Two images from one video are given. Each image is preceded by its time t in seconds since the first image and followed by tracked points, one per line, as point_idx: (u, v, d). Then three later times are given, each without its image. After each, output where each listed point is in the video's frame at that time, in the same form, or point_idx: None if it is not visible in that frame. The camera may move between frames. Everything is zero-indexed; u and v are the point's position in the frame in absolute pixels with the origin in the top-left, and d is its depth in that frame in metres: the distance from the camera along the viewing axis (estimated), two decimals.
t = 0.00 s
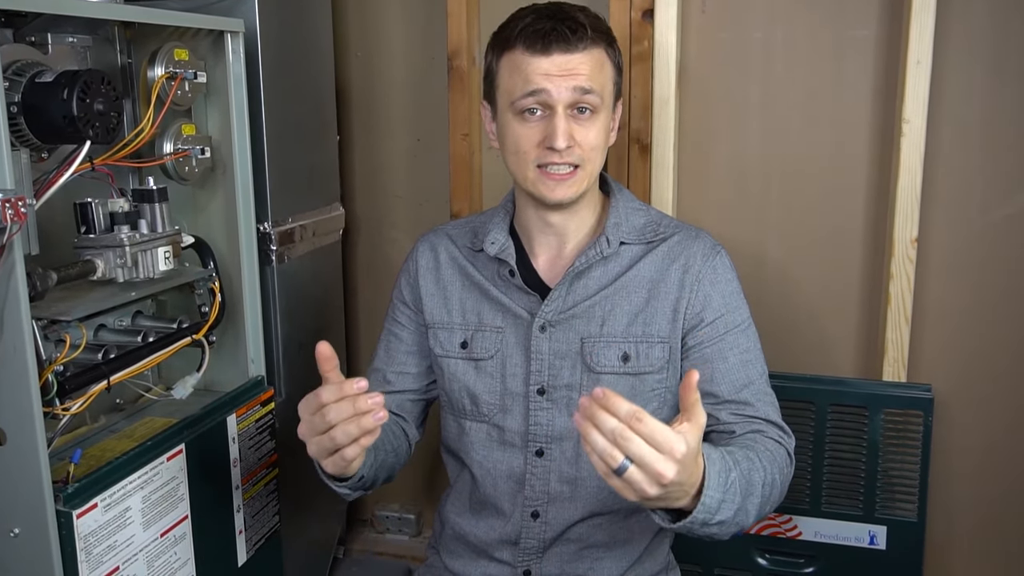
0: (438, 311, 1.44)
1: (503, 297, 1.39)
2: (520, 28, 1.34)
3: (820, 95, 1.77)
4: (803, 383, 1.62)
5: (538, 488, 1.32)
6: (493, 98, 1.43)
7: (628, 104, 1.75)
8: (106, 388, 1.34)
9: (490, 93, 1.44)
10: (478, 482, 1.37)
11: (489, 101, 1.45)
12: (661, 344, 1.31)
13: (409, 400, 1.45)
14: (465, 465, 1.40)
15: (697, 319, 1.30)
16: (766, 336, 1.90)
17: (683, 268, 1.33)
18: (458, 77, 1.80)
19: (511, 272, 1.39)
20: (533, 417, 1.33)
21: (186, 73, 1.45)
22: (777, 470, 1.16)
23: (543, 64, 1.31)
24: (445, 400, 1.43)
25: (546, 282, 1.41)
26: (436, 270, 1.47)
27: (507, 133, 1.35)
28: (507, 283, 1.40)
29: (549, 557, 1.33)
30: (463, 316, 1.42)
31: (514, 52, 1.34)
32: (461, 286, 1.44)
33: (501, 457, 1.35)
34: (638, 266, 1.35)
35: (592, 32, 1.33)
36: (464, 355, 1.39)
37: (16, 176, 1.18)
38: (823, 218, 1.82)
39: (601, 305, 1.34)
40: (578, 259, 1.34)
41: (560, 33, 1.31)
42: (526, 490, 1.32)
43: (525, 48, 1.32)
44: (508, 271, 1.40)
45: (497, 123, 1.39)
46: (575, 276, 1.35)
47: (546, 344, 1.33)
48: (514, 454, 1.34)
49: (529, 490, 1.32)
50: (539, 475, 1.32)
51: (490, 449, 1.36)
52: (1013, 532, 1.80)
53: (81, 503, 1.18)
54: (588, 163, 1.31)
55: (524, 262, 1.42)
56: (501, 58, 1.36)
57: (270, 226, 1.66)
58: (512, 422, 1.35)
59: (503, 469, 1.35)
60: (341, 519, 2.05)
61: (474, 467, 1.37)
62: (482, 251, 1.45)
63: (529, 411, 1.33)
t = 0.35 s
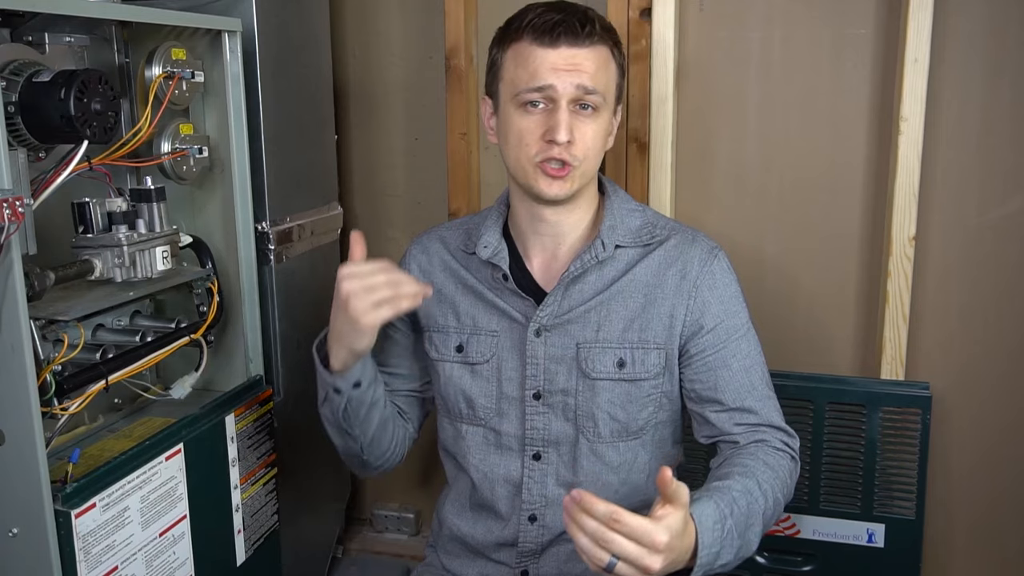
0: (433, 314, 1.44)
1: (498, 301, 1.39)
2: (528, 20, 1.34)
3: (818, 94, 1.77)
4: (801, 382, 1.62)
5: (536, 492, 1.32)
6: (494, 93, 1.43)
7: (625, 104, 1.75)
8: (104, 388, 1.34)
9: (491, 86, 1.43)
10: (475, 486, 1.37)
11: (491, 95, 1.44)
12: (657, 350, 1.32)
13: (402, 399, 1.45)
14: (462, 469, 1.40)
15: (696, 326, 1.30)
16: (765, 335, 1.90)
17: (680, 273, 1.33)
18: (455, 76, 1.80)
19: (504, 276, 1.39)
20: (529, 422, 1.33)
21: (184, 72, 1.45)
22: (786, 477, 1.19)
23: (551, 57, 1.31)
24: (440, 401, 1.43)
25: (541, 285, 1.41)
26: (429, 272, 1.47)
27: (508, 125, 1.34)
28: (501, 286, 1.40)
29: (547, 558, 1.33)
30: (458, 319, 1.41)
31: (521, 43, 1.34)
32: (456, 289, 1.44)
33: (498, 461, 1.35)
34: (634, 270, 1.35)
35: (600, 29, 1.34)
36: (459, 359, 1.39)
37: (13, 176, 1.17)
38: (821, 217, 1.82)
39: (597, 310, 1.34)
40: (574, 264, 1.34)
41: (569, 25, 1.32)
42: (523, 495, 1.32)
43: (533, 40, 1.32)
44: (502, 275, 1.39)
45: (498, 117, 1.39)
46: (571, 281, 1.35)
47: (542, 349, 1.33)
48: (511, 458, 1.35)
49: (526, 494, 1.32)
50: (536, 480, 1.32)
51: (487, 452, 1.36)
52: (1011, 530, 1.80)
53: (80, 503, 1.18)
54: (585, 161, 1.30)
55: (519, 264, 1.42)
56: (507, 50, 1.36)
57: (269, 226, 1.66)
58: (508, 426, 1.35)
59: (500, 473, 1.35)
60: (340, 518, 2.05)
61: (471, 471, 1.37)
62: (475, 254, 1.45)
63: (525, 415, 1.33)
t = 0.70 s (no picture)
0: (432, 314, 1.43)
1: (499, 302, 1.39)
2: (542, 26, 1.34)
3: (817, 95, 1.78)
4: (801, 382, 1.62)
5: (536, 494, 1.33)
6: (506, 94, 1.42)
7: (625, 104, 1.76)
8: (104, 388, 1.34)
9: (503, 88, 1.43)
10: (473, 487, 1.36)
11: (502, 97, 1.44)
12: (660, 353, 1.32)
13: (400, 397, 1.43)
14: (460, 469, 1.40)
15: (696, 330, 1.31)
16: (764, 335, 1.90)
17: (683, 277, 1.34)
18: (455, 77, 1.80)
19: (508, 277, 1.39)
20: (530, 423, 1.33)
21: (184, 73, 1.45)
22: (770, 481, 1.21)
23: (561, 66, 1.30)
24: (436, 401, 1.43)
25: (544, 287, 1.40)
26: (429, 270, 1.46)
27: (516, 132, 1.34)
28: (503, 287, 1.40)
29: (547, 559, 1.33)
30: (459, 320, 1.41)
31: (534, 49, 1.33)
32: (457, 289, 1.43)
33: (496, 461, 1.36)
34: (637, 274, 1.35)
35: (612, 39, 1.33)
36: (459, 359, 1.39)
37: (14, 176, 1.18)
38: (820, 217, 1.82)
39: (600, 313, 1.34)
40: (578, 267, 1.34)
41: (581, 36, 1.31)
42: (523, 496, 1.33)
43: (545, 47, 1.32)
44: (505, 276, 1.39)
45: (507, 121, 1.39)
46: (574, 284, 1.34)
47: (544, 351, 1.33)
48: (511, 458, 1.35)
49: (527, 495, 1.32)
50: (536, 481, 1.33)
51: (485, 453, 1.37)
52: (1010, 530, 1.80)
53: (80, 503, 1.18)
54: (589, 174, 1.31)
55: (521, 265, 1.42)
56: (520, 54, 1.36)
57: (269, 226, 1.66)
58: (509, 427, 1.35)
59: (499, 473, 1.35)
60: (340, 518, 2.05)
61: (469, 471, 1.37)
62: (475, 254, 1.44)
63: (526, 417, 1.33)
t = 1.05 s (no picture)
0: (434, 321, 1.44)
1: (501, 309, 1.39)
2: (538, 29, 1.34)
3: (820, 100, 1.78)
4: (804, 388, 1.62)
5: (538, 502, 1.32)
6: (503, 97, 1.43)
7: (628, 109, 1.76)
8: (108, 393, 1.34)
9: (501, 92, 1.43)
10: (475, 494, 1.36)
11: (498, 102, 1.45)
12: (661, 360, 1.32)
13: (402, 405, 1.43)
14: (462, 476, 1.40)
15: (698, 337, 1.31)
16: (767, 340, 1.90)
17: (685, 284, 1.34)
18: (458, 82, 1.80)
19: (509, 285, 1.39)
20: (531, 431, 1.33)
21: (189, 78, 1.45)
22: (774, 488, 1.21)
23: (559, 68, 1.31)
24: (439, 409, 1.43)
25: (546, 294, 1.41)
26: (431, 277, 1.46)
27: (514, 135, 1.35)
28: (505, 294, 1.40)
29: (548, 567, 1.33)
30: (461, 327, 1.41)
31: (530, 52, 1.34)
32: (459, 296, 1.43)
33: (498, 469, 1.35)
34: (639, 281, 1.35)
35: (609, 40, 1.34)
36: (461, 367, 1.39)
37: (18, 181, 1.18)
38: (823, 223, 1.83)
39: (601, 321, 1.34)
40: (579, 275, 1.34)
41: (578, 37, 1.31)
42: (525, 504, 1.33)
43: (542, 49, 1.32)
44: (507, 284, 1.39)
45: (505, 124, 1.39)
46: (575, 291, 1.35)
47: (546, 359, 1.33)
48: (512, 466, 1.35)
49: (528, 503, 1.32)
50: (538, 489, 1.33)
51: (487, 460, 1.36)
52: (1013, 536, 1.80)
53: (83, 508, 1.18)
54: (590, 175, 1.31)
55: (524, 273, 1.42)
56: (516, 57, 1.36)
57: (272, 231, 1.67)
58: (510, 435, 1.35)
59: (501, 480, 1.35)
60: (343, 522, 2.05)
61: (471, 479, 1.37)
62: (478, 261, 1.44)
63: (528, 424, 1.33)
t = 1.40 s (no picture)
0: (446, 324, 1.45)
1: (511, 310, 1.40)
2: (480, 56, 1.37)
3: (822, 103, 1.78)
4: (808, 391, 1.62)
5: (545, 504, 1.32)
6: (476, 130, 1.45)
7: (629, 113, 1.76)
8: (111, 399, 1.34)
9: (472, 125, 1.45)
10: (484, 496, 1.37)
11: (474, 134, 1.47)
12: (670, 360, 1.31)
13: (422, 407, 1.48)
14: (471, 477, 1.40)
15: (708, 335, 1.28)
16: (770, 343, 1.90)
17: (694, 283, 1.33)
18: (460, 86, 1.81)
19: (517, 287, 1.40)
20: (540, 432, 1.33)
21: (190, 84, 1.46)
22: (786, 485, 1.15)
23: (507, 82, 1.32)
24: (451, 412, 1.44)
25: (555, 296, 1.40)
26: (442, 280, 1.48)
27: (495, 159, 1.36)
28: (514, 296, 1.41)
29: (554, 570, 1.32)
30: (471, 329, 1.42)
31: (480, 79, 1.36)
32: (469, 298, 1.45)
33: (506, 470, 1.35)
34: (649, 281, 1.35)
35: (548, 39, 1.34)
36: (471, 368, 1.40)
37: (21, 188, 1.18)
38: (827, 225, 1.82)
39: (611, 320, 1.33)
40: (588, 276, 1.35)
41: (514, 48, 1.33)
42: (532, 505, 1.32)
43: (488, 71, 1.34)
44: (516, 285, 1.40)
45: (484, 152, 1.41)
46: (585, 291, 1.35)
47: (555, 359, 1.34)
48: (520, 467, 1.35)
49: (535, 505, 1.32)
50: (545, 490, 1.32)
51: (495, 462, 1.36)
52: (1017, 539, 1.80)
53: (86, 514, 1.18)
54: (574, 174, 1.30)
55: (533, 274, 1.43)
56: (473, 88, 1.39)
57: (274, 236, 1.67)
58: (519, 436, 1.35)
59: (510, 482, 1.35)
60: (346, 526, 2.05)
61: (480, 480, 1.37)
62: (488, 263, 1.46)
63: (536, 426, 1.33)
